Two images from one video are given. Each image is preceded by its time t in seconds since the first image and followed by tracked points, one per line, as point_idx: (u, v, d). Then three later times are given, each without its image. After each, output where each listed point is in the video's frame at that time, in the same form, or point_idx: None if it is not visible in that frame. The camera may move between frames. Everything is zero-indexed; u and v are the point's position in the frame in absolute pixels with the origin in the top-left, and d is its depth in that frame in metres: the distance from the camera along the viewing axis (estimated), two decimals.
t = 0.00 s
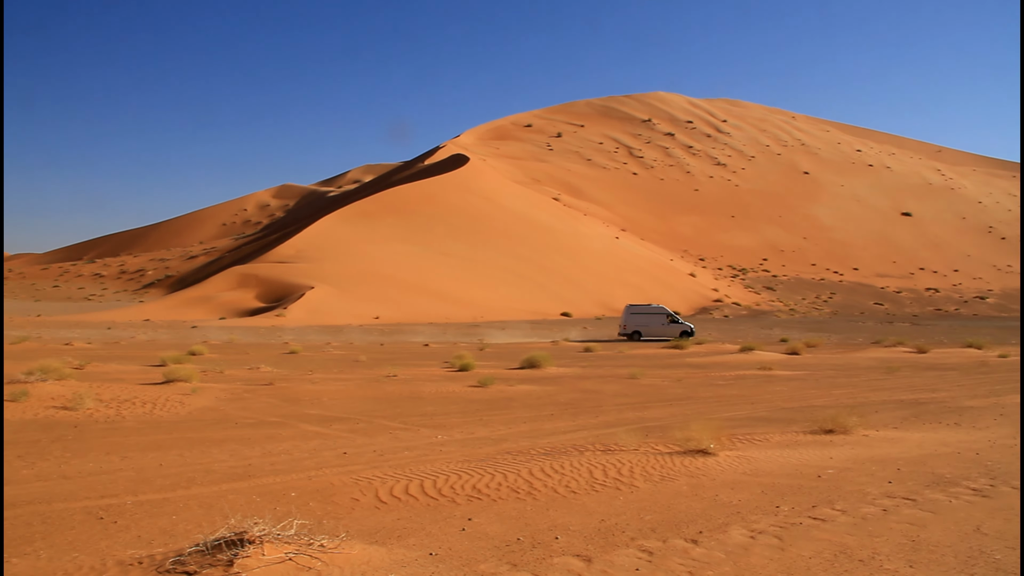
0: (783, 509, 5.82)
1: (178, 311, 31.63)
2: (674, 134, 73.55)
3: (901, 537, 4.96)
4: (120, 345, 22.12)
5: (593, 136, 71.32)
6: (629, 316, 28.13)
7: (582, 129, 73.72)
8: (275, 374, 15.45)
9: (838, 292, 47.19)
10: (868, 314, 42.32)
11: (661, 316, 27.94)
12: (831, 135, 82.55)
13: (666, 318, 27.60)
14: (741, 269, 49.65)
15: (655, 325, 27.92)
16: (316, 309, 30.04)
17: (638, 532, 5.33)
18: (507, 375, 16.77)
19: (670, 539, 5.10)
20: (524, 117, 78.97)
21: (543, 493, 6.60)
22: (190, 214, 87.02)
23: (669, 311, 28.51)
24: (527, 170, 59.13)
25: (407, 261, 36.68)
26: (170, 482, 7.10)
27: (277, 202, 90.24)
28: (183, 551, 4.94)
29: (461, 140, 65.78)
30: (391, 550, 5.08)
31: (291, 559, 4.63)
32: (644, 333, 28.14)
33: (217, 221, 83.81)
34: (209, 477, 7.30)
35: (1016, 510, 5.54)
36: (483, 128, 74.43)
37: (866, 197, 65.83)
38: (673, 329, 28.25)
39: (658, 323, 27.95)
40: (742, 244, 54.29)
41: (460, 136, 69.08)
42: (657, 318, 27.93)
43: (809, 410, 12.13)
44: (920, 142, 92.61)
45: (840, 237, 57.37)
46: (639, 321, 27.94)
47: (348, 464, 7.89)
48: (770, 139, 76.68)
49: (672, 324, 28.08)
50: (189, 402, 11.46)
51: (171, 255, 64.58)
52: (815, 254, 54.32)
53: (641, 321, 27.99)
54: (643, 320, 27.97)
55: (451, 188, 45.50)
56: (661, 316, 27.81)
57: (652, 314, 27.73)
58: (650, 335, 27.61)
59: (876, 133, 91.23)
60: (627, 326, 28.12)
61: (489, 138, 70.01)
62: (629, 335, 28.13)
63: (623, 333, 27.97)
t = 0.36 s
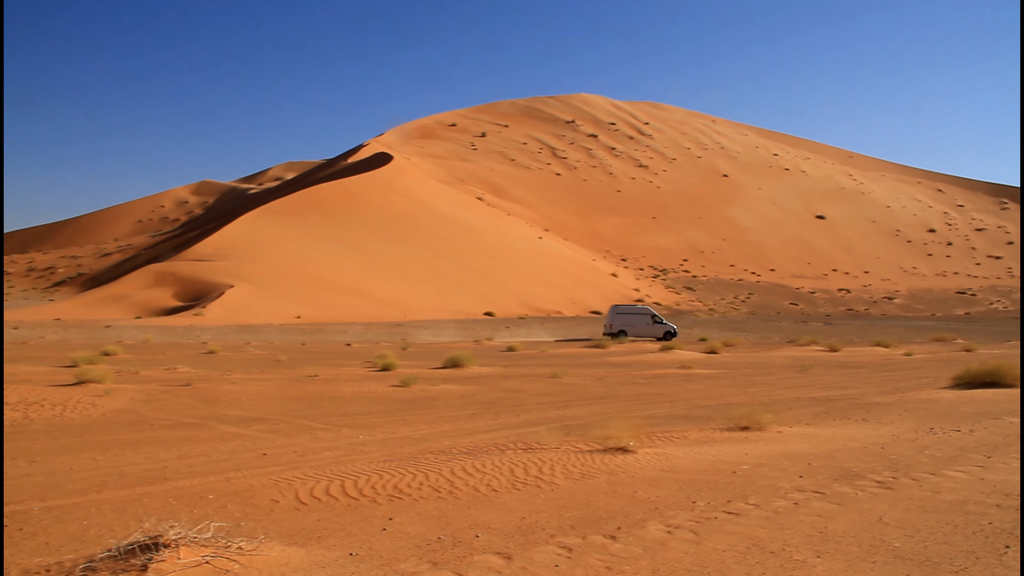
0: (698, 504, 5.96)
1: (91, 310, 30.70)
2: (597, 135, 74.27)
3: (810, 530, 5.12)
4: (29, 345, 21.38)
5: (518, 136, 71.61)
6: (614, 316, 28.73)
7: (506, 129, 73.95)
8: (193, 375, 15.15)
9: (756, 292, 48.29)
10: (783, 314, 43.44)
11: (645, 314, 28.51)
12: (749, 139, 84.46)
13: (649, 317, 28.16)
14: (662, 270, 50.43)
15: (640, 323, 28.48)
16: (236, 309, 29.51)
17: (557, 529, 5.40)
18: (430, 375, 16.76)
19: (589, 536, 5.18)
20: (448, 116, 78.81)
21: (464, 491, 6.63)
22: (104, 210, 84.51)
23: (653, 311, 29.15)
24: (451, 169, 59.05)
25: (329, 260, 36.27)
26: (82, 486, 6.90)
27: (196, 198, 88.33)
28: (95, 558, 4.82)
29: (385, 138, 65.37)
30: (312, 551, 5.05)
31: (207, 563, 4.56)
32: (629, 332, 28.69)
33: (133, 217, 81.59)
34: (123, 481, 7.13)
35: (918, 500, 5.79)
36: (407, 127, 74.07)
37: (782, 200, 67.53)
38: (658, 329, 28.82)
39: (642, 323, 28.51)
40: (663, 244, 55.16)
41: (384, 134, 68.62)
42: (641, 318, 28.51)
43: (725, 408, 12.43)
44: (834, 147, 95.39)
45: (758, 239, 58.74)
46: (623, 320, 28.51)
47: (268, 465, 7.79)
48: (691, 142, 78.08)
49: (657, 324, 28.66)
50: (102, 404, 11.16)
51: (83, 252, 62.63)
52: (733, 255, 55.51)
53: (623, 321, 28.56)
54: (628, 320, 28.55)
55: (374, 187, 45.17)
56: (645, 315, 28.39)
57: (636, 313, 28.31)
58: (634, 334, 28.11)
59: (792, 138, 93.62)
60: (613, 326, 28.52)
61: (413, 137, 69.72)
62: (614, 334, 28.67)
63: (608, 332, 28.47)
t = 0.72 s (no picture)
0: (622, 500, 6.07)
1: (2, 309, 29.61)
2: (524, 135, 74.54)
3: (729, 523, 5.25)
4: None
5: (445, 135, 71.44)
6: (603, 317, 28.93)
7: (433, 128, 73.69)
8: (110, 376, 14.74)
9: (680, 292, 49.09)
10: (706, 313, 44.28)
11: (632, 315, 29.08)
12: (673, 141, 85.76)
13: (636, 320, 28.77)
14: (588, 269, 50.92)
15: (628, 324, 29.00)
16: (157, 308, 28.82)
17: (483, 527, 5.43)
18: (355, 374, 16.65)
19: (514, 532, 5.23)
20: (374, 114, 78.17)
21: (390, 491, 6.62)
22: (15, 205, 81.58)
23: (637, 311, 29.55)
24: (377, 167, 58.61)
25: (253, 258, 35.65)
26: None
27: (113, 194, 85.91)
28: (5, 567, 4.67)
29: (311, 135, 64.56)
30: (235, 553, 5.00)
31: (126, 568, 4.46)
32: (615, 333, 29.14)
33: (46, 213, 78.97)
34: (35, 486, 6.92)
35: (832, 492, 5.99)
36: (333, 124, 73.27)
37: (705, 201, 68.77)
38: (643, 330, 29.40)
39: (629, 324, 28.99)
40: (590, 244, 55.67)
41: (310, 131, 67.78)
42: (627, 318, 29.05)
43: (649, 405, 12.64)
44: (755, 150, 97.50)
45: (682, 239, 59.71)
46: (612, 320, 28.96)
47: (190, 467, 7.65)
48: (617, 142, 78.97)
49: (642, 324, 29.24)
50: (14, 406, 10.79)
51: None
52: (658, 255, 56.32)
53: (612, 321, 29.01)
54: (616, 319, 29.01)
55: (299, 184, 44.59)
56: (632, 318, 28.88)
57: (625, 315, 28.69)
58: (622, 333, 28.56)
59: (714, 140, 95.38)
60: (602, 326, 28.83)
61: (339, 134, 69.03)
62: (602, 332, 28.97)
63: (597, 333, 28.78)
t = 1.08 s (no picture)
0: (564, 497, 6.13)
1: None
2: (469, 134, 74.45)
3: (669, 519, 5.35)
4: None
5: (389, 133, 71.06)
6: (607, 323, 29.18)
7: (377, 126, 73.29)
8: (44, 376, 14.40)
9: (623, 291, 49.55)
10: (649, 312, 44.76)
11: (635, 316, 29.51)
12: (616, 141, 86.46)
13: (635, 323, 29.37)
14: (532, 268, 51.10)
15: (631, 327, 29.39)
16: (93, 307, 28.20)
17: (426, 525, 5.45)
18: (298, 373, 16.52)
19: (458, 531, 5.25)
20: (317, 111, 77.40)
21: (333, 491, 6.59)
22: None
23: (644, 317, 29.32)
24: (320, 165, 58.06)
25: (193, 256, 35.06)
26: None
27: (47, 190, 83.78)
28: None
29: (252, 132, 63.71)
30: (175, 555, 4.94)
31: (62, 572, 4.37)
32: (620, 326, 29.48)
33: None
34: None
35: (770, 487, 6.13)
36: (275, 120, 72.39)
37: (647, 201, 69.49)
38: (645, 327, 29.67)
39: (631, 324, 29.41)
40: (534, 243, 55.84)
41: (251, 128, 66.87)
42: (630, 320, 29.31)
43: (593, 403, 12.76)
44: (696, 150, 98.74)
45: (625, 238, 60.25)
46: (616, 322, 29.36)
47: (128, 469, 7.53)
48: (560, 142, 79.37)
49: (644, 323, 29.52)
50: None
51: None
52: (601, 254, 56.75)
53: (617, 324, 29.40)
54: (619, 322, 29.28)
55: (240, 181, 43.96)
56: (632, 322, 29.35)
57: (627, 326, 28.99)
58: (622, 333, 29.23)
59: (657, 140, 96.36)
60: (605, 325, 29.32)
61: (282, 131, 68.23)
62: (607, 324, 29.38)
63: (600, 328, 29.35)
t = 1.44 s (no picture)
0: (518, 495, 6.18)
1: None
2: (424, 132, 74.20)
3: (620, 515, 5.42)
4: None
5: (343, 131, 70.58)
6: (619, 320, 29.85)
7: (332, 123, 72.73)
8: None
9: (578, 290, 49.80)
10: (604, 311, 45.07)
11: (646, 314, 30.00)
12: (571, 141, 86.81)
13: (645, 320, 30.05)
14: (488, 267, 51.11)
15: (642, 325, 29.83)
16: (40, 306, 27.65)
17: (379, 524, 5.45)
18: (251, 373, 16.37)
19: (411, 529, 5.27)
20: (271, 108, 76.62)
21: (286, 490, 6.56)
22: None
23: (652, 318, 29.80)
24: (274, 162, 57.49)
25: (143, 254, 34.52)
26: None
27: None
28: None
29: (204, 129, 62.87)
30: (123, 557, 4.89)
31: None
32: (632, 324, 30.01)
33: None
34: None
35: (719, 483, 6.24)
36: (227, 117, 71.51)
37: (603, 200, 69.87)
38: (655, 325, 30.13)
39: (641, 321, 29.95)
40: (490, 242, 55.86)
41: (203, 125, 65.98)
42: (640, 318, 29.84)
43: (546, 402, 12.84)
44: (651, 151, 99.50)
45: (581, 238, 60.52)
46: (627, 321, 29.85)
47: (76, 471, 7.41)
48: (516, 141, 79.46)
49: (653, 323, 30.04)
50: None
51: None
52: (557, 253, 56.95)
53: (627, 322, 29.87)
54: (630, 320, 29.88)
55: (192, 178, 43.37)
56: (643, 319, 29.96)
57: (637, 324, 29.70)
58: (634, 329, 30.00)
59: (612, 140, 96.91)
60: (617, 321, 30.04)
61: (235, 128, 67.45)
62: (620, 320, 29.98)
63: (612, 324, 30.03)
